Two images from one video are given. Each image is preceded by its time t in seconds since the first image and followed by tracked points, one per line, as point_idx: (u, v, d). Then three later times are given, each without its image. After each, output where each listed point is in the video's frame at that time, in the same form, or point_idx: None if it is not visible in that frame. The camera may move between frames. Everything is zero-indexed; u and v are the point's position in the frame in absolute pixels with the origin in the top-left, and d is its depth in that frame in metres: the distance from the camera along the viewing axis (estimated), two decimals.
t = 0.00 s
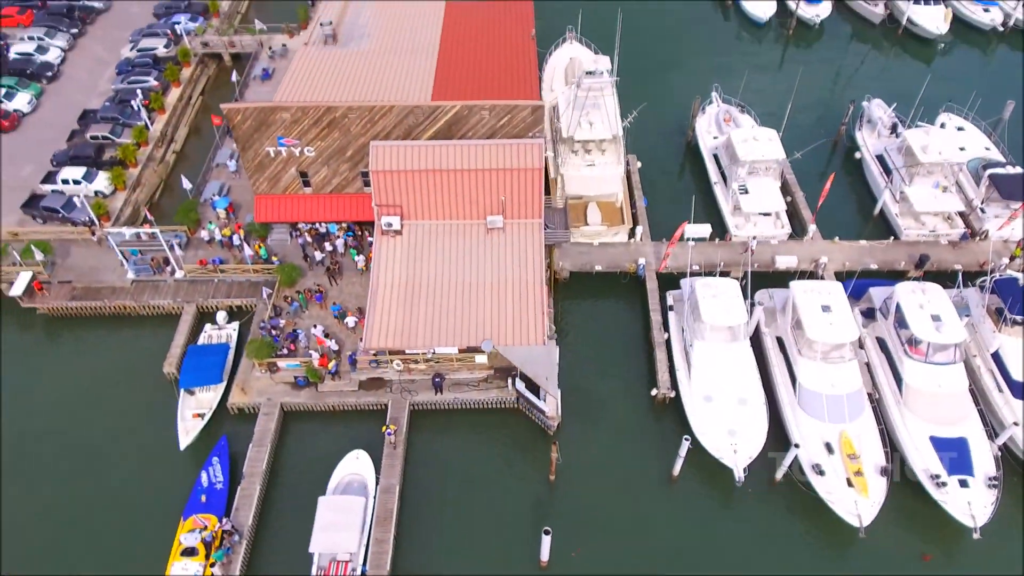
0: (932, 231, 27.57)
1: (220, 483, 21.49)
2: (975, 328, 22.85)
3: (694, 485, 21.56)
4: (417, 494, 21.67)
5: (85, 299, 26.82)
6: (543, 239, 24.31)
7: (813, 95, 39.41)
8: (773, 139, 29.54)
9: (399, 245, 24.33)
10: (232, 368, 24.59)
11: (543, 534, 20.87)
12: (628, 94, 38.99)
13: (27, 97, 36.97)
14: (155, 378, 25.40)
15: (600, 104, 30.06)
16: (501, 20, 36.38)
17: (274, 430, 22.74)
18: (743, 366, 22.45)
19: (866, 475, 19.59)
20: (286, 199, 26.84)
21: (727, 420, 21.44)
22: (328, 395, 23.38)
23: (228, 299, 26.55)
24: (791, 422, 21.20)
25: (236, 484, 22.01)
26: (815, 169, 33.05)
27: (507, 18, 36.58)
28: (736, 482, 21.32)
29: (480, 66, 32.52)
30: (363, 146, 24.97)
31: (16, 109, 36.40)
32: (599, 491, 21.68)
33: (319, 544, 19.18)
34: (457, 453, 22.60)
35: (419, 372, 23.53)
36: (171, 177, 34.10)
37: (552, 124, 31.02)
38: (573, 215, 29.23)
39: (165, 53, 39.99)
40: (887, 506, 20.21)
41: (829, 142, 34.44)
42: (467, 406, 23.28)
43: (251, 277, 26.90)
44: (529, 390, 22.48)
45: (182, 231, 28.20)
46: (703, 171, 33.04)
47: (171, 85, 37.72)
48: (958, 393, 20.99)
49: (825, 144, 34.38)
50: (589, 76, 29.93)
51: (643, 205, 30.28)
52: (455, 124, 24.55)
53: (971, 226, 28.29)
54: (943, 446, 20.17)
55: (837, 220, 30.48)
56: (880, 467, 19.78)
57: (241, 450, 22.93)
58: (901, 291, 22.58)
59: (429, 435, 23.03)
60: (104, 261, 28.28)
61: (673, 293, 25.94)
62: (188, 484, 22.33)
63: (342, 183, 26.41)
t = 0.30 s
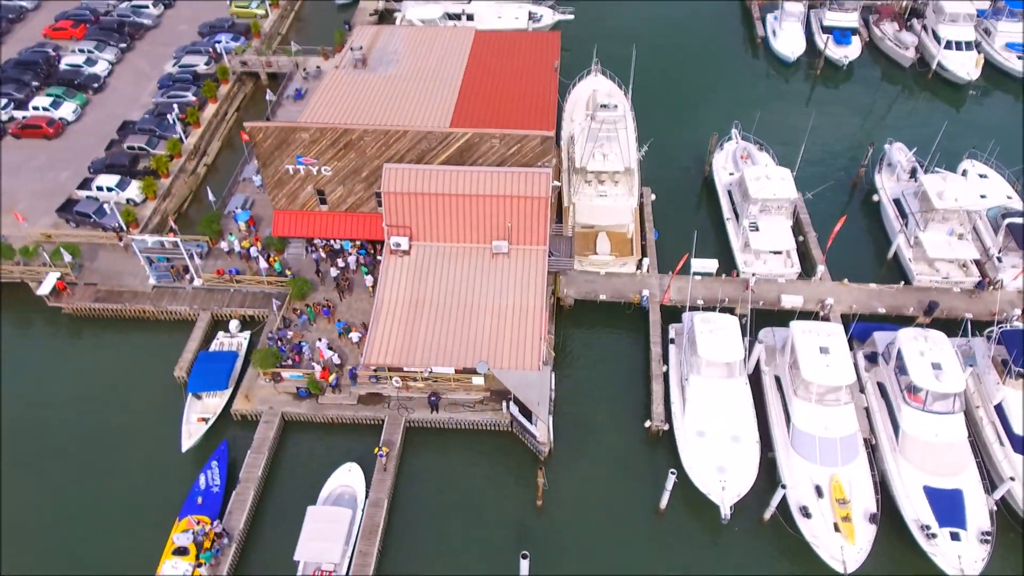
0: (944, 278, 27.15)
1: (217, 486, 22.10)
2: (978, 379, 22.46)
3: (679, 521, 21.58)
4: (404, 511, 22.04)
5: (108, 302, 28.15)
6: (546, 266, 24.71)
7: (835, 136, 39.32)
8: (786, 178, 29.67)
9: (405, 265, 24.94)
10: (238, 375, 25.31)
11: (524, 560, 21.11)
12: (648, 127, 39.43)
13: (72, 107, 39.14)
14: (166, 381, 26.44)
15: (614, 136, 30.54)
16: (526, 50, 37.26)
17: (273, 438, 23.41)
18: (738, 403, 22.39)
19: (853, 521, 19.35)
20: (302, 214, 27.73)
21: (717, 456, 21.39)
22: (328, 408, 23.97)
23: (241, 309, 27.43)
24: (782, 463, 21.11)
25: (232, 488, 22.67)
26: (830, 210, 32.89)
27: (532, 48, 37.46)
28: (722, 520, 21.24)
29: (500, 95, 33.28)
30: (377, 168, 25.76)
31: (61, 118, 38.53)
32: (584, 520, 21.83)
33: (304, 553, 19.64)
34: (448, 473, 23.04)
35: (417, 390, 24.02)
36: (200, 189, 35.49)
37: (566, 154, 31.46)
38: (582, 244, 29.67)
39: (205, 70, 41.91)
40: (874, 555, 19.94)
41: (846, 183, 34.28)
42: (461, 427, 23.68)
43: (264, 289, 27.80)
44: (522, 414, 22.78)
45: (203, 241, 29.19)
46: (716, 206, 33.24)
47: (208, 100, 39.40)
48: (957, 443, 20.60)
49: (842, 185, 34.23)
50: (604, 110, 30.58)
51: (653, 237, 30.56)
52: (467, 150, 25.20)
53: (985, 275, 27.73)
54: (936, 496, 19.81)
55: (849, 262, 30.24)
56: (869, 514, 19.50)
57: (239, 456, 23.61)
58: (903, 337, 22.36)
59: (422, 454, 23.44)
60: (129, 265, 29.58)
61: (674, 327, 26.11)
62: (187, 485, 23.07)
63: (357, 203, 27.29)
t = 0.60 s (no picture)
0: (954, 324, 26.52)
1: (214, 487, 22.74)
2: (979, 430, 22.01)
3: (661, 553, 21.56)
4: (389, 525, 22.41)
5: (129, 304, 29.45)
6: (548, 292, 25.08)
7: (856, 175, 39.09)
8: (796, 216, 29.70)
9: (411, 284, 25.56)
10: (244, 382, 26.07)
11: None
12: (667, 158, 39.76)
13: (114, 117, 41.38)
14: (177, 382, 27.49)
15: (627, 168, 31.02)
16: (548, 79, 38.05)
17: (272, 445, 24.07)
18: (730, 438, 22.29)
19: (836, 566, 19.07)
20: (316, 229, 28.70)
21: (704, 490, 21.28)
22: (327, 418, 24.56)
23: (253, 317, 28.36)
24: (770, 502, 20.90)
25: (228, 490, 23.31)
26: (843, 250, 32.61)
27: (555, 77, 38.22)
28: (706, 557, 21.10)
29: (518, 122, 34.00)
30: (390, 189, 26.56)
31: (103, 126, 40.86)
32: (567, 546, 21.91)
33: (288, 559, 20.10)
34: (437, 491, 23.40)
35: (413, 406, 24.50)
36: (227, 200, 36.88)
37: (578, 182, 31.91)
38: (588, 271, 30.02)
39: (242, 88, 43.75)
40: None
41: (862, 224, 34.01)
42: (454, 445, 24.05)
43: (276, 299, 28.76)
44: (513, 437, 23.02)
45: (223, 250, 30.27)
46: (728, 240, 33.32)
47: (242, 116, 41.16)
48: (950, 493, 20.18)
49: (857, 226, 33.97)
50: (617, 141, 31.10)
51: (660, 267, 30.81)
52: (477, 175, 25.83)
53: (998, 323, 26.97)
54: (925, 545, 19.44)
55: (858, 303, 29.91)
56: (853, 560, 19.20)
57: (238, 459, 24.33)
58: (901, 382, 22.04)
59: (412, 470, 23.86)
60: (152, 270, 30.88)
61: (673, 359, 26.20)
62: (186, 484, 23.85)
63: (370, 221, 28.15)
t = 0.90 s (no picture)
0: (963, 371, 25.85)
1: (213, 487, 23.55)
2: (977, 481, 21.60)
3: None
4: (376, 536, 22.87)
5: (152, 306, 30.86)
6: (549, 316, 25.48)
7: (878, 215, 38.72)
8: (806, 254, 29.64)
9: (417, 301, 26.25)
10: (252, 387, 27.01)
11: None
12: (686, 189, 39.98)
13: (157, 128, 43.58)
14: (191, 384, 28.66)
15: (640, 197, 31.42)
16: (571, 108, 38.77)
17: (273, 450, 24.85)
18: (719, 471, 22.23)
19: None
20: (332, 244, 29.68)
21: (689, 522, 21.26)
22: (326, 428, 25.25)
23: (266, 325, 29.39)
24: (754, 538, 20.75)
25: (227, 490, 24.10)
26: (857, 291, 32.26)
27: (578, 106, 38.89)
28: None
29: (537, 148, 34.70)
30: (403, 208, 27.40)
31: (146, 137, 43.10)
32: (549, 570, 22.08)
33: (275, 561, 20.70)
34: (427, 506, 23.81)
35: (410, 421, 25.03)
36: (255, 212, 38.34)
37: (591, 209, 32.31)
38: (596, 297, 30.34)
39: (279, 105, 45.56)
40: None
41: (878, 266, 33.58)
42: (447, 462, 24.49)
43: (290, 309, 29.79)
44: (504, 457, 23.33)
45: (244, 260, 31.52)
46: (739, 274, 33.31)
47: (276, 133, 42.96)
48: (941, 542, 19.77)
49: (873, 267, 33.57)
50: (631, 171, 31.51)
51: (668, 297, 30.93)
52: (486, 199, 26.48)
53: (1010, 373, 26.33)
54: None
55: (868, 346, 29.50)
56: None
57: (239, 462, 25.12)
58: (896, 427, 21.77)
59: (405, 484, 24.33)
60: (177, 275, 32.30)
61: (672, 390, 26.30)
62: (188, 482, 24.75)
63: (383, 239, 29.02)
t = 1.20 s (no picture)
0: (967, 418, 25.29)
1: (213, 487, 24.41)
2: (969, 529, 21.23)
3: None
4: (363, 545, 23.38)
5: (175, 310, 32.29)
6: (548, 339, 25.94)
7: (897, 255, 38.17)
8: (813, 291, 29.60)
9: (421, 317, 26.98)
10: (260, 393, 27.98)
11: None
12: (704, 218, 39.94)
13: (195, 141, 45.69)
14: (203, 387, 29.83)
15: (650, 226, 31.67)
16: (591, 136, 39.42)
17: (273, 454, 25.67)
18: (706, 502, 22.18)
19: None
20: (346, 258, 30.62)
21: (670, 552, 21.21)
22: (326, 436, 25.98)
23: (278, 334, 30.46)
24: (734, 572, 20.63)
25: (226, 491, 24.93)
26: (868, 332, 31.83)
27: (598, 134, 39.52)
28: None
29: (554, 174, 35.28)
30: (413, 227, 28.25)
31: (184, 148, 45.23)
32: None
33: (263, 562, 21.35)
34: (417, 519, 24.25)
35: (406, 434, 25.61)
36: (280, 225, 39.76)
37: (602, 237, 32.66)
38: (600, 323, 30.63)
39: (312, 123, 47.26)
40: None
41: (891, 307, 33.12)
42: (439, 477, 24.96)
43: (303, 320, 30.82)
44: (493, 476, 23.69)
45: (263, 270, 32.77)
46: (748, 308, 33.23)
47: (307, 150, 44.64)
48: None
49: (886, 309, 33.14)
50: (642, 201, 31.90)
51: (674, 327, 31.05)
52: (492, 222, 27.17)
53: (1018, 422, 25.64)
54: None
55: (873, 387, 29.07)
56: None
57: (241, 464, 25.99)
58: (887, 469, 21.49)
59: (397, 495, 24.84)
60: (200, 281, 33.74)
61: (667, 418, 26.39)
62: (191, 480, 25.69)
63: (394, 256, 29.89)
